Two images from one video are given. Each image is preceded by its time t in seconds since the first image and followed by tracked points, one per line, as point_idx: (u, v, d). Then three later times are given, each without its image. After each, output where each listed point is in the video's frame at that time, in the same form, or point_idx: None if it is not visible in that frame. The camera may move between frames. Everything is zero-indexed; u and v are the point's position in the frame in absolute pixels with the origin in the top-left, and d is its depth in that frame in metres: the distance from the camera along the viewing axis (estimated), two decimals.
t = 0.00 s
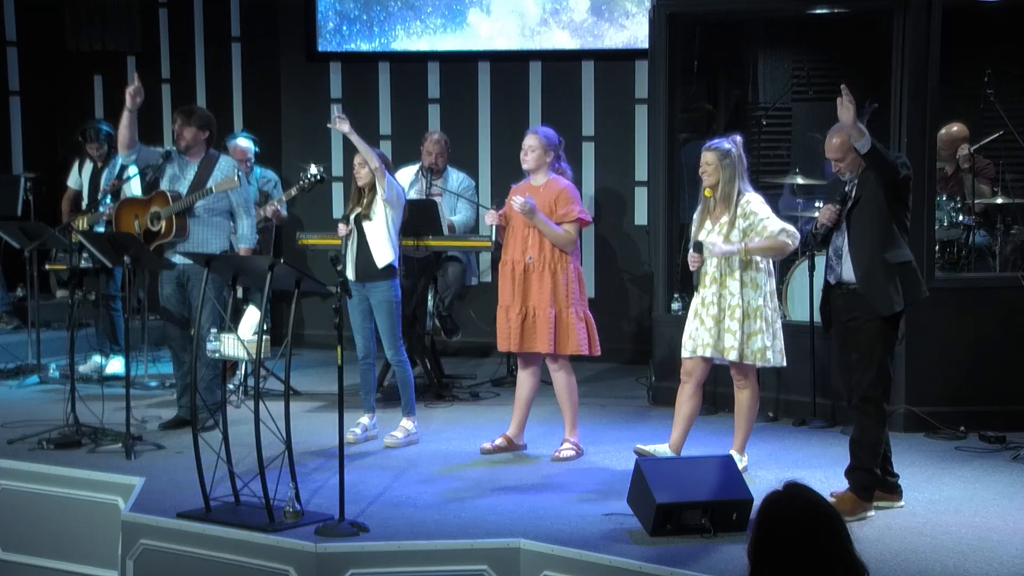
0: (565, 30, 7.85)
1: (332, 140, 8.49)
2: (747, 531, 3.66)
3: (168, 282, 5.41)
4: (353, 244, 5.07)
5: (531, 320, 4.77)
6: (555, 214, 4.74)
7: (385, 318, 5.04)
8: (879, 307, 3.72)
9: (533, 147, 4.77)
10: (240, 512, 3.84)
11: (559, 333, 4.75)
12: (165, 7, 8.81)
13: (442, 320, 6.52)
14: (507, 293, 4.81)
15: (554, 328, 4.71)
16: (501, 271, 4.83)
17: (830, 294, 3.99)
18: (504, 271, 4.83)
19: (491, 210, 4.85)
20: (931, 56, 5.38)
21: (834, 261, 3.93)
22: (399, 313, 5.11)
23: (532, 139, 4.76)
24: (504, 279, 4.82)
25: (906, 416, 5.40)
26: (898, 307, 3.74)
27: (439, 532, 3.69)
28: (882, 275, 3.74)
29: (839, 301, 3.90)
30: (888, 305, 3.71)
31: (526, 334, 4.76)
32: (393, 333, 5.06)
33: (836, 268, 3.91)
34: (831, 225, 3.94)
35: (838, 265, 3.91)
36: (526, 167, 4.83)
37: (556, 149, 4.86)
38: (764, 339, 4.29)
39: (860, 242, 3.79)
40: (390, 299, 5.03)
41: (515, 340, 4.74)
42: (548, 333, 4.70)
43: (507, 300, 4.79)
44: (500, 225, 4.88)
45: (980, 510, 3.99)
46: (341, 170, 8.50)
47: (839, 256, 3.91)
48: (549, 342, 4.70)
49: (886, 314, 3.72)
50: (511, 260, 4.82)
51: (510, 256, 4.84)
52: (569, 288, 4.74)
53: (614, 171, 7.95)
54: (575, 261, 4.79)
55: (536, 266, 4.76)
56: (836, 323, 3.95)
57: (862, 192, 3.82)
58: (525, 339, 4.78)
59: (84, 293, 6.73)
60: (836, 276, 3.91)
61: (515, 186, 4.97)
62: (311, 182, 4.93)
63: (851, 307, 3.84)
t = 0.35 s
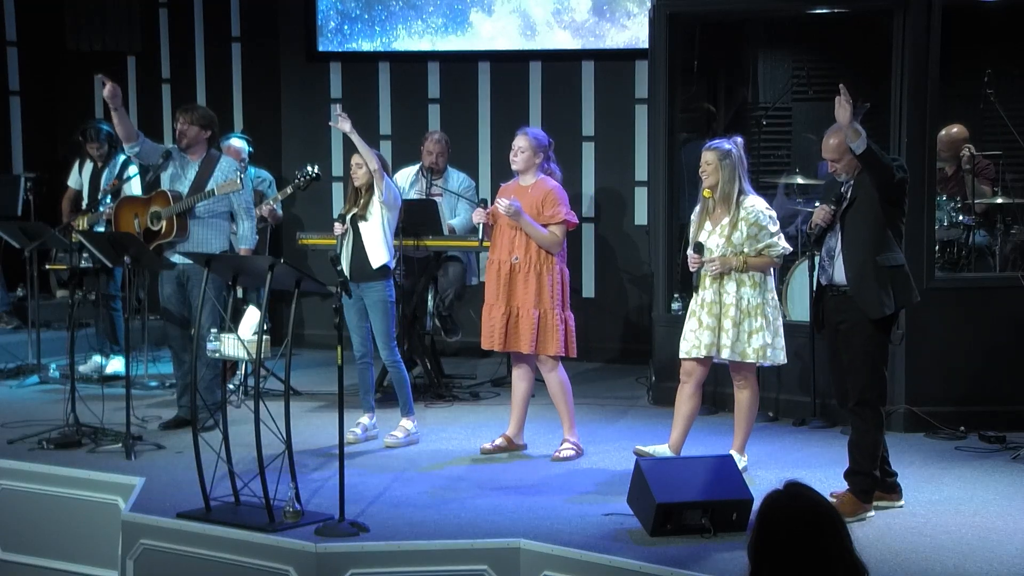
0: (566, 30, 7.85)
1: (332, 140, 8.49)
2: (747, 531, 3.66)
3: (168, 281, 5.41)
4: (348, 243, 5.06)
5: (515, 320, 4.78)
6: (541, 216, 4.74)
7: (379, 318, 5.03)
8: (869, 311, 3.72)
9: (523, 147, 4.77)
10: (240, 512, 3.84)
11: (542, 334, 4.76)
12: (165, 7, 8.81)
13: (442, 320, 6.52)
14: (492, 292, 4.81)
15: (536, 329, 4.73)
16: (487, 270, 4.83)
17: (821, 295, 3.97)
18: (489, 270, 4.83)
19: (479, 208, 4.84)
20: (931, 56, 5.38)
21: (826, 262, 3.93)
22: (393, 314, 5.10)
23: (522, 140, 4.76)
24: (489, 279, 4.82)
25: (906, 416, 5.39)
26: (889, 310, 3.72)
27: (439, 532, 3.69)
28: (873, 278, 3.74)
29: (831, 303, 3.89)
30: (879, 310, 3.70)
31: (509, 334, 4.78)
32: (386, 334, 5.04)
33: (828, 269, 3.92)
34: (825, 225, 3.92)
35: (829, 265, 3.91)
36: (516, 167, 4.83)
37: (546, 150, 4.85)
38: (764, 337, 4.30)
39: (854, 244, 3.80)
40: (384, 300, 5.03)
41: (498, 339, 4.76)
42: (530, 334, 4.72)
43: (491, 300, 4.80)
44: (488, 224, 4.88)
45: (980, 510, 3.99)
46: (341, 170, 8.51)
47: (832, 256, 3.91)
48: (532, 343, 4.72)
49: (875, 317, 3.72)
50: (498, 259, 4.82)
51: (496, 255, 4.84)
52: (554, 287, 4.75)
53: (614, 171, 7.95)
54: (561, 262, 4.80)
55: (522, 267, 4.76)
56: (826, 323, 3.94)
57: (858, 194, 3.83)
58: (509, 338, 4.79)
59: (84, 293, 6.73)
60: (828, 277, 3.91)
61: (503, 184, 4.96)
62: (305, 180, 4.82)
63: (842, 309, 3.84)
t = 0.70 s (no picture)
0: (567, 30, 7.85)
1: (333, 140, 8.49)
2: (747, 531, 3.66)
3: (168, 282, 5.40)
4: (347, 243, 5.07)
5: (513, 319, 4.78)
6: (541, 217, 4.75)
7: (375, 318, 5.02)
8: (868, 315, 3.72)
9: (521, 149, 4.75)
10: (240, 512, 3.83)
11: (541, 334, 4.76)
12: (165, 7, 8.81)
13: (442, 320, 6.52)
14: (490, 294, 4.79)
15: (536, 330, 4.74)
16: (484, 271, 4.81)
17: (819, 297, 3.97)
18: (486, 271, 4.80)
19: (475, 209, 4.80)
20: (931, 56, 5.38)
21: (825, 264, 3.93)
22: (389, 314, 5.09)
23: (520, 141, 4.74)
24: (487, 280, 4.80)
25: (906, 416, 5.39)
26: (888, 314, 3.72)
27: (439, 532, 3.69)
28: (871, 282, 3.73)
29: (828, 306, 3.90)
30: (877, 313, 3.71)
31: (506, 334, 4.78)
32: (383, 335, 5.03)
33: (826, 272, 3.92)
34: (823, 227, 3.91)
35: (828, 268, 3.92)
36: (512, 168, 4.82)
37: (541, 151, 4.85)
38: (768, 336, 4.32)
39: (852, 247, 3.79)
40: (379, 302, 5.02)
41: (496, 340, 4.76)
42: (530, 335, 4.72)
43: (489, 301, 4.79)
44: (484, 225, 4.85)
45: (980, 510, 3.99)
46: (341, 170, 8.50)
47: (830, 259, 3.91)
48: (532, 343, 4.73)
49: (873, 321, 3.72)
50: (495, 261, 4.80)
51: (493, 256, 4.83)
52: (552, 287, 4.77)
53: (614, 171, 7.95)
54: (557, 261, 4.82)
55: (522, 268, 4.75)
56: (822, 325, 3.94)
57: (858, 197, 3.82)
58: (506, 339, 4.79)
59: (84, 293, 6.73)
60: (826, 279, 3.92)
61: (495, 184, 4.93)
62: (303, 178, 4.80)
63: (841, 312, 3.84)
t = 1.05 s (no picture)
0: (569, 30, 7.85)
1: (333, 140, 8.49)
2: (747, 531, 3.66)
3: (169, 282, 5.40)
4: (347, 243, 5.07)
5: (526, 320, 4.78)
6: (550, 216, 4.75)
7: (377, 318, 5.03)
8: (868, 317, 3.72)
9: (525, 149, 4.74)
10: (240, 512, 3.83)
11: (553, 333, 4.77)
12: (165, 7, 8.81)
13: (442, 320, 6.53)
14: (502, 295, 4.77)
15: (550, 329, 4.74)
16: (494, 272, 4.78)
17: (816, 298, 3.97)
18: (497, 272, 4.78)
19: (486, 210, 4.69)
20: (930, 56, 5.37)
21: (823, 266, 3.91)
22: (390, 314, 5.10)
23: (523, 142, 4.73)
24: (498, 281, 4.77)
25: (906, 416, 5.39)
26: (888, 316, 3.73)
27: (438, 532, 3.69)
28: (871, 283, 3.74)
29: (825, 306, 3.90)
30: (878, 314, 3.71)
31: (520, 334, 4.78)
32: (384, 334, 5.04)
33: (824, 273, 3.90)
34: (822, 227, 3.87)
35: (827, 270, 3.90)
36: (515, 168, 4.80)
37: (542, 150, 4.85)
38: (761, 339, 4.30)
39: (852, 247, 3.79)
40: (382, 301, 5.03)
41: (512, 341, 4.75)
42: (545, 334, 4.72)
43: (502, 303, 4.76)
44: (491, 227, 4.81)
45: (979, 510, 3.99)
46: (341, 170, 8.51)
47: (828, 261, 3.90)
48: (547, 343, 4.72)
49: (874, 323, 3.72)
50: (505, 262, 4.78)
51: (502, 256, 4.80)
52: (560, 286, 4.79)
53: (614, 171, 7.95)
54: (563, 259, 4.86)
55: (533, 268, 4.75)
56: (818, 326, 3.94)
57: (857, 198, 3.82)
58: (519, 339, 4.79)
59: (84, 292, 6.74)
60: (824, 280, 3.90)
61: (494, 185, 4.90)
62: (303, 176, 4.77)
63: (839, 313, 3.84)
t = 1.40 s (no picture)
0: (570, 30, 7.84)
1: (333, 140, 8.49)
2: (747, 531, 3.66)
3: (169, 282, 5.40)
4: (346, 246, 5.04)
5: (541, 320, 4.78)
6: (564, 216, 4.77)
7: (378, 318, 5.03)
8: (870, 315, 3.73)
9: (536, 150, 4.73)
10: (239, 512, 3.83)
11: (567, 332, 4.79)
12: (165, 7, 8.81)
13: (442, 320, 6.53)
14: (519, 295, 4.75)
15: (565, 329, 4.75)
16: (510, 273, 4.75)
17: (810, 298, 3.95)
18: (513, 273, 4.75)
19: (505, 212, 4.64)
20: (931, 56, 5.37)
21: (821, 265, 3.90)
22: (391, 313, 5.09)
23: (534, 142, 4.72)
24: (515, 282, 4.74)
25: (906, 416, 5.39)
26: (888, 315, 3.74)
27: (438, 532, 3.69)
28: (871, 282, 3.74)
29: (822, 306, 3.89)
30: (879, 313, 3.71)
31: (536, 335, 4.77)
32: (385, 334, 5.03)
33: (822, 273, 3.89)
34: (819, 228, 3.90)
35: (824, 269, 3.89)
36: (525, 169, 4.77)
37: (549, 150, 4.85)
38: (758, 339, 4.31)
39: (852, 247, 3.78)
40: (382, 300, 5.03)
41: (530, 342, 4.73)
42: (562, 334, 4.73)
43: (519, 303, 4.74)
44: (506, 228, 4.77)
45: (979, 510, 3.99)
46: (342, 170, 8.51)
47: (826, 260, 3.89)
48: (564, 343, 4.74)
49: (875, 322, 3.72)
50: (521, 262, 4.76)
51: (517, 257, 4.77)
52: (571, 285, 4.79)
53: (614, 171, 7.95)
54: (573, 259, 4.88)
55: (549, 268, 4.75)
56: (813, 327, 3.93)
57: (855, 197, 3.82)
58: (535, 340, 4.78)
59: (84, 292, 6.74)
60: (822, 280, 3.89)
61: (502, 185, 4.86)
62: (301, 175, 4.79)
63: (836, 312, 3.84)
